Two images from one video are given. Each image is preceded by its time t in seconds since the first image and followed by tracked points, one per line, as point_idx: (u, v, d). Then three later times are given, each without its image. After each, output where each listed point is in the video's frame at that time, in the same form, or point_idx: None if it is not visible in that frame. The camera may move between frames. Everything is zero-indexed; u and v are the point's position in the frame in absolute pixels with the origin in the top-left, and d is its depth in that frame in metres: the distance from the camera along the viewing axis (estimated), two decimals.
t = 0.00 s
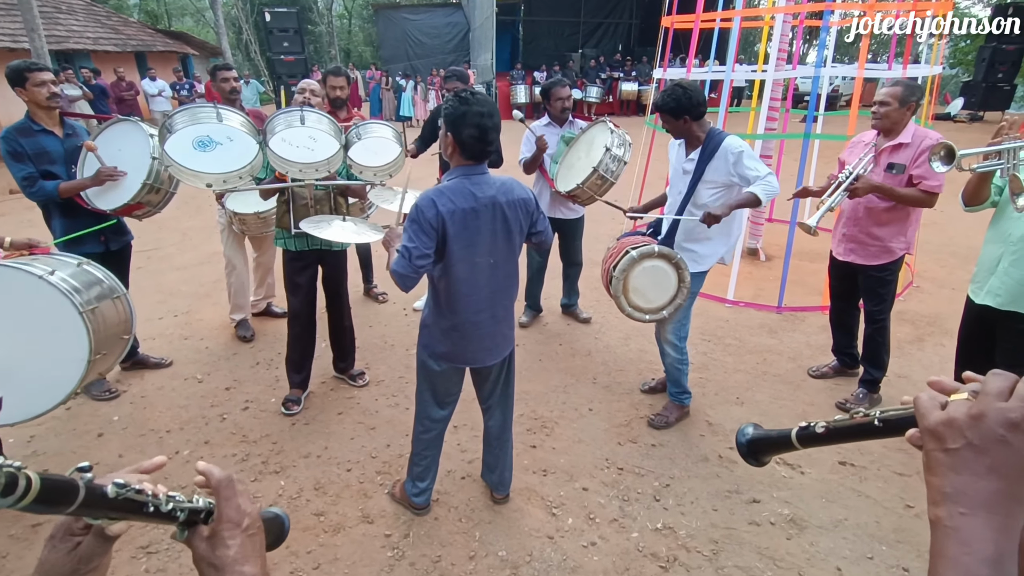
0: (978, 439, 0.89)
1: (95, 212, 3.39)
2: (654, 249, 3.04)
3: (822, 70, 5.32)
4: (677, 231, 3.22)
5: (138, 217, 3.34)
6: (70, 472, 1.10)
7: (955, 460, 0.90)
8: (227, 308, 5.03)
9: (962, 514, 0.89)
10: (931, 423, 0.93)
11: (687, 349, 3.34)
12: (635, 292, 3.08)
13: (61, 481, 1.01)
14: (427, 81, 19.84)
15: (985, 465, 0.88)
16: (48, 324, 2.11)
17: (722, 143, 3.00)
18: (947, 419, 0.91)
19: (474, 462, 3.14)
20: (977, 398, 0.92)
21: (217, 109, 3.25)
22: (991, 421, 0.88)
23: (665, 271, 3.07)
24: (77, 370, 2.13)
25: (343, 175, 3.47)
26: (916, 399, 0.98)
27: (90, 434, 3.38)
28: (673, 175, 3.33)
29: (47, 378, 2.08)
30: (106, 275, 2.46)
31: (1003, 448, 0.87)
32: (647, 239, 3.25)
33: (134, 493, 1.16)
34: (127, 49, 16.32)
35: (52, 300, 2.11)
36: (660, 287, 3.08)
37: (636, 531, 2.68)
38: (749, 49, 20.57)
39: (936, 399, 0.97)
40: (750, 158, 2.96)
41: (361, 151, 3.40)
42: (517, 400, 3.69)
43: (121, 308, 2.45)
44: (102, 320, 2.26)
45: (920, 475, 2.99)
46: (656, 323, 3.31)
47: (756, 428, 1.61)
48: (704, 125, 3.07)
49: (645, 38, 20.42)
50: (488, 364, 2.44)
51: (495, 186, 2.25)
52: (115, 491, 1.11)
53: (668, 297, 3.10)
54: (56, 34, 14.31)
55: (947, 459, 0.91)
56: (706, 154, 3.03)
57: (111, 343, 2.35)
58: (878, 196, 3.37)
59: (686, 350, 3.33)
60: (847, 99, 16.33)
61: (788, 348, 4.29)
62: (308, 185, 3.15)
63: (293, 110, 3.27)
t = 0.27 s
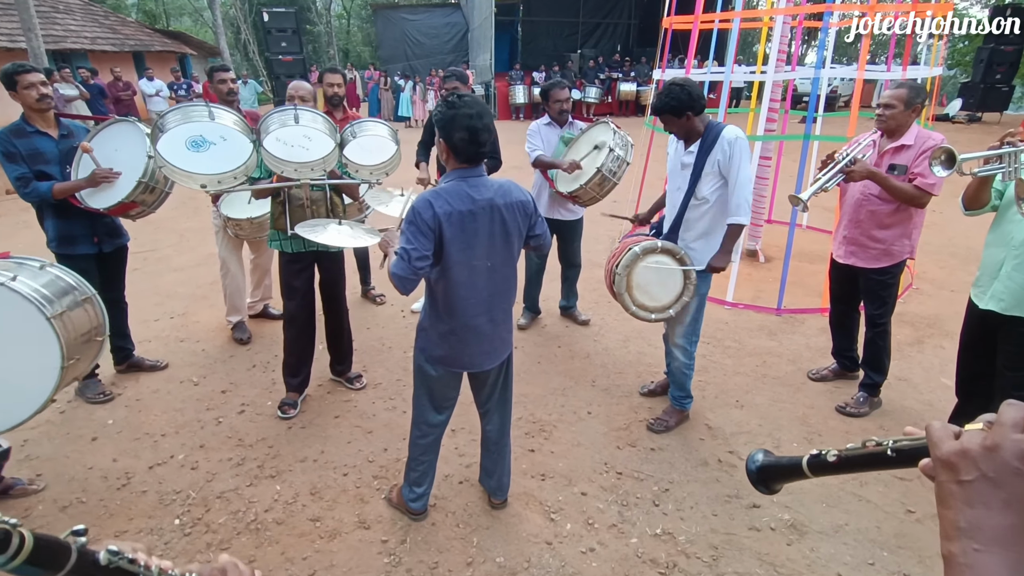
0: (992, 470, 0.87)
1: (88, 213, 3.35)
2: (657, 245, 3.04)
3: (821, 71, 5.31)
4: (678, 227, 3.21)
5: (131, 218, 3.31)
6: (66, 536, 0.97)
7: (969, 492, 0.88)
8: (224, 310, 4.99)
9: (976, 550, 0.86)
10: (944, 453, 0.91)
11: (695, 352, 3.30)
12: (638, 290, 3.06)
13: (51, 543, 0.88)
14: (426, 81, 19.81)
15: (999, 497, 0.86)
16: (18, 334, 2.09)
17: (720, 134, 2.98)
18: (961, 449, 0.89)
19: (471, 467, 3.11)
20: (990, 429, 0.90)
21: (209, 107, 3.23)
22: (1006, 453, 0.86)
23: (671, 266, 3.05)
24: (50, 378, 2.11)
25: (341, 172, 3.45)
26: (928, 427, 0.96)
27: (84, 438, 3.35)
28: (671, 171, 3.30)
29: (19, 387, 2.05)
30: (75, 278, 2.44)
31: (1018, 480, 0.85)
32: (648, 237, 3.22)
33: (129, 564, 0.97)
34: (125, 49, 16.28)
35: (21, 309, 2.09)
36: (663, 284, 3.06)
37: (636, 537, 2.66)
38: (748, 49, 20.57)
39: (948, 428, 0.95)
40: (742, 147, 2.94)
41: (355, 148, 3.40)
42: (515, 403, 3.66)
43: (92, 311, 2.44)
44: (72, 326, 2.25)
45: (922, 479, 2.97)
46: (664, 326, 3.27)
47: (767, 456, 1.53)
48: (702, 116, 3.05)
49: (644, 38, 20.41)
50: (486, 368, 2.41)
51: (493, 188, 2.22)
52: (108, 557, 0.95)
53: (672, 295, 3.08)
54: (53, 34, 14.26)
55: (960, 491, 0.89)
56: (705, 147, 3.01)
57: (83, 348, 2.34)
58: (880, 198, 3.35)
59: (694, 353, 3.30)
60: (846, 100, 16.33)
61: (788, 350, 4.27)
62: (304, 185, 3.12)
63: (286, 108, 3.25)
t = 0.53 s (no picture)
0: (987, 492, 0.84)
1: (80, 212, 3.31)
2: (654, 258, 3.00)
3: (819, 72, 5.30)
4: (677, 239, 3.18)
5: (124, 218, 3.28)
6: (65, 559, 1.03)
7: (965, 516, 0.86)
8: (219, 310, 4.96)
9: None
10: (935, 476, 0.89)
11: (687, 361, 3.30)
12: (634, 303, 3.03)
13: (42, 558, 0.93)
14: (424, 81, 19.74)
15: (997, 521, 0.83)
16: None
17: (723, 147, 2.95)
18: (954, 470, 0.87)
19: (468, 469, 3.08)
20: (982, 448, 0.87)
21: (201, 104, 3.20)
22: (1000, 473, 0.83)
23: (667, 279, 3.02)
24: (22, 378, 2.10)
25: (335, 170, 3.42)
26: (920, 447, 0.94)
27: (76, 440, 3.31)
28: (672, 176, 3.28)
29: None
30: (52, 274, 2.38)
31: (1016, 503, 0.82)
32: (646, 247, 3.22)
33: None
34: (121, 48, 16.20)
35: None
36: (659, 296, 3.03)
37: (633, 541, 2.63)
38: (746, 50, 20.59)
39: (941, 447, 0.93)
40: (748, 165, 2.88)
41: (349, 144, 3.38)
42: (512, 405, 3.64)
43: (70, 307, 2.38)
44: (46, 327, 2.20)
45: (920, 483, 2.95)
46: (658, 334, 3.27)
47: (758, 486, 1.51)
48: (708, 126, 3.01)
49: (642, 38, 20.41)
50: (482, 371, 2.38)
51: (489, 188, 2.20)
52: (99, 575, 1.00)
53: (670, 306, 3.05)
54: (49, 32, 14.18)
55: (957, 515, 0.86)
56: (708, 159, 2.98)
57: (60, 346, 2.29)
58: (880, 201, 3.34)
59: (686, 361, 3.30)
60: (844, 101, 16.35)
61: (787, 352, 4.26)
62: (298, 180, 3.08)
63: (280, 103, 3.22)
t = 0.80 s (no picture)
0: (993, 502, 0.83)
1: (75, 213, 3.29)
2: (656, 260, 2.99)
3: (819, 74, 5.30)
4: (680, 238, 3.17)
5: (120, 219, 3.25)
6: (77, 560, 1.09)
7: (971, 526, 0.84)
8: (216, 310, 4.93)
9: None
10: (940, 486, 0.88)
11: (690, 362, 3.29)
12: (635, 304, 3.02)
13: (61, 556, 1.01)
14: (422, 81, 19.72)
15: (1003, 532, 0.82)
16: None
17: (731, 150, 2.93)
18: (958, 480, 0.86)
19: (467, 471, 3.07)
20: (985, 456, 0.87)
21: (195, 102, 3.17)
22: (1004, 483, 0.82)
23: (669, 282, 3.01)
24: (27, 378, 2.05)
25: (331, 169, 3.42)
26: (922, 454, 0.93)
27: (73, 440, 3.29)
28: (680, 179, 3.29)
29: None
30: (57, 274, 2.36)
31: (1021, 513, 0.81)
32: (650, 248, 3.21)
33: None
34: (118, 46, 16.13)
35: None
36: (661, 298, 3.02)
37: (634, 543, 2.63)
38: (744, 52, 20.65)
39: (944, 456, 0.92)
40: (751, 173, 2.88)
41: (346, 141, 3.35)
42: (512, 406, 3.62)
43: (74, 308, 2.36)
44: (50, 327, 2.18)
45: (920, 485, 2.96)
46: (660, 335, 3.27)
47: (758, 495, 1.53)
48: (715, 126, 2.99)
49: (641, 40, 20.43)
50: (482, 372, 2.37)
51: (491, 190, 2.19)
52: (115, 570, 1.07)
53: (672, 309, 3.03)
54: (45, 30, 14.10)
55: (962, 524, 0.85)
56: (714, 160, 2.97)
57: (62, 347, 2.28)
58: (881, 203, 3.35)
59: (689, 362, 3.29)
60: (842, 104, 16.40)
61: (786, 354, 4.25)
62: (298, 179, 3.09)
63: (275, 101, 3.20)
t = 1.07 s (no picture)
0: (988, 515, 0.84)
1: (71, 214, 3.30)
2: (657, 264, 3.00)
3: (816, 78, 5.34)
4: (682, 242, 3.19)
5: (118, 220, 3.25)
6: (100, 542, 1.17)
7: (967, 539, 0.85)
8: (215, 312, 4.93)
9: None
10: (936, 498, 0.89)
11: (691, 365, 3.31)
12: (636, 307, 3.05)
13: (85, 547, 1.08)
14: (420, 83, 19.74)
15: (998, 544, 0.83)
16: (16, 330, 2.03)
17: (734, 155, 2.96)
18: (953, 493, 0.88)
19: (467, 473, 3.08)
20: (979, 469, 0.88)
21: (200, 92, 3.17)
22: (998, 495, 0.83)
23: (670, 285, 3.02)
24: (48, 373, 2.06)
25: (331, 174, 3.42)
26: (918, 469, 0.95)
27: (72, 442, 3.29)
28: (682, 184, 3.31)
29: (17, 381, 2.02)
30: (87, 273, 2.37)
31: (1016, 525, 0.82)
32: (652, 252, 3.23)
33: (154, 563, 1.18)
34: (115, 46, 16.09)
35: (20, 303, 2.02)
36: (662, 302, 3.04)
37: (633, 545, 2.64)
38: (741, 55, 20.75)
39: (939, 470, 0.94)
40: (756, 174, 2.91)
41: (348, 146, 3.31)
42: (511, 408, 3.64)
43: (105, 307, 2.36)
44: (76, 321, 2.18)
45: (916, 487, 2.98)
46: (663, 337, 3.29)
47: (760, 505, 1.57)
48: (717, 133, 3.01)
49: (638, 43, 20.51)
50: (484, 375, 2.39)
51: (496, 194, 2.20)
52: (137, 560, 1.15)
53: (673, 313, 3.06)
54: (42, 30, 14.06)
55: (958, 537, 0.87)
56: (716, 166, 2.99)
57: (91, 343, 2.27)
58: (879, 208, 3.38)
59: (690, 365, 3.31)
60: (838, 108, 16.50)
61: (784, 357, 4.28)
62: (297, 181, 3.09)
63: (279, 100, 3.22)
